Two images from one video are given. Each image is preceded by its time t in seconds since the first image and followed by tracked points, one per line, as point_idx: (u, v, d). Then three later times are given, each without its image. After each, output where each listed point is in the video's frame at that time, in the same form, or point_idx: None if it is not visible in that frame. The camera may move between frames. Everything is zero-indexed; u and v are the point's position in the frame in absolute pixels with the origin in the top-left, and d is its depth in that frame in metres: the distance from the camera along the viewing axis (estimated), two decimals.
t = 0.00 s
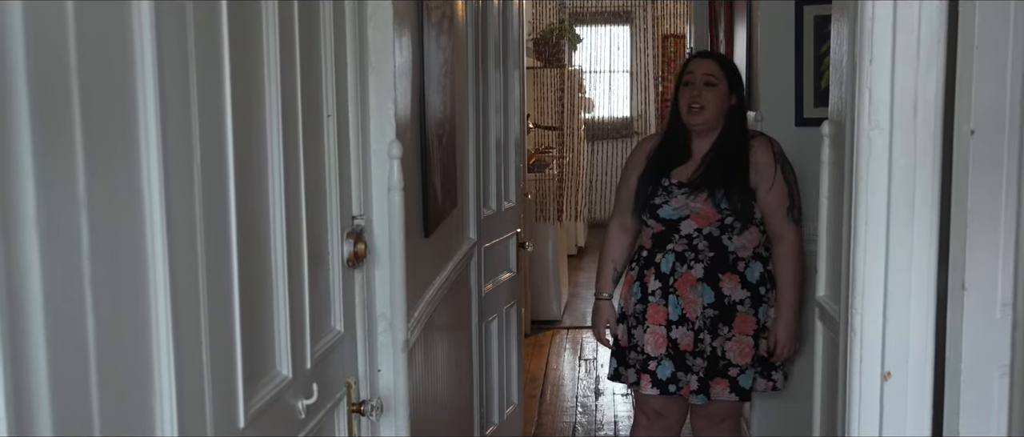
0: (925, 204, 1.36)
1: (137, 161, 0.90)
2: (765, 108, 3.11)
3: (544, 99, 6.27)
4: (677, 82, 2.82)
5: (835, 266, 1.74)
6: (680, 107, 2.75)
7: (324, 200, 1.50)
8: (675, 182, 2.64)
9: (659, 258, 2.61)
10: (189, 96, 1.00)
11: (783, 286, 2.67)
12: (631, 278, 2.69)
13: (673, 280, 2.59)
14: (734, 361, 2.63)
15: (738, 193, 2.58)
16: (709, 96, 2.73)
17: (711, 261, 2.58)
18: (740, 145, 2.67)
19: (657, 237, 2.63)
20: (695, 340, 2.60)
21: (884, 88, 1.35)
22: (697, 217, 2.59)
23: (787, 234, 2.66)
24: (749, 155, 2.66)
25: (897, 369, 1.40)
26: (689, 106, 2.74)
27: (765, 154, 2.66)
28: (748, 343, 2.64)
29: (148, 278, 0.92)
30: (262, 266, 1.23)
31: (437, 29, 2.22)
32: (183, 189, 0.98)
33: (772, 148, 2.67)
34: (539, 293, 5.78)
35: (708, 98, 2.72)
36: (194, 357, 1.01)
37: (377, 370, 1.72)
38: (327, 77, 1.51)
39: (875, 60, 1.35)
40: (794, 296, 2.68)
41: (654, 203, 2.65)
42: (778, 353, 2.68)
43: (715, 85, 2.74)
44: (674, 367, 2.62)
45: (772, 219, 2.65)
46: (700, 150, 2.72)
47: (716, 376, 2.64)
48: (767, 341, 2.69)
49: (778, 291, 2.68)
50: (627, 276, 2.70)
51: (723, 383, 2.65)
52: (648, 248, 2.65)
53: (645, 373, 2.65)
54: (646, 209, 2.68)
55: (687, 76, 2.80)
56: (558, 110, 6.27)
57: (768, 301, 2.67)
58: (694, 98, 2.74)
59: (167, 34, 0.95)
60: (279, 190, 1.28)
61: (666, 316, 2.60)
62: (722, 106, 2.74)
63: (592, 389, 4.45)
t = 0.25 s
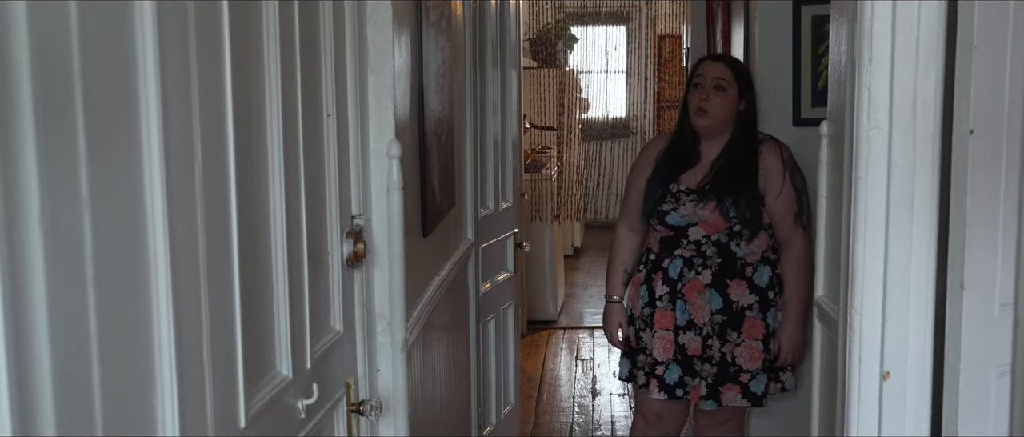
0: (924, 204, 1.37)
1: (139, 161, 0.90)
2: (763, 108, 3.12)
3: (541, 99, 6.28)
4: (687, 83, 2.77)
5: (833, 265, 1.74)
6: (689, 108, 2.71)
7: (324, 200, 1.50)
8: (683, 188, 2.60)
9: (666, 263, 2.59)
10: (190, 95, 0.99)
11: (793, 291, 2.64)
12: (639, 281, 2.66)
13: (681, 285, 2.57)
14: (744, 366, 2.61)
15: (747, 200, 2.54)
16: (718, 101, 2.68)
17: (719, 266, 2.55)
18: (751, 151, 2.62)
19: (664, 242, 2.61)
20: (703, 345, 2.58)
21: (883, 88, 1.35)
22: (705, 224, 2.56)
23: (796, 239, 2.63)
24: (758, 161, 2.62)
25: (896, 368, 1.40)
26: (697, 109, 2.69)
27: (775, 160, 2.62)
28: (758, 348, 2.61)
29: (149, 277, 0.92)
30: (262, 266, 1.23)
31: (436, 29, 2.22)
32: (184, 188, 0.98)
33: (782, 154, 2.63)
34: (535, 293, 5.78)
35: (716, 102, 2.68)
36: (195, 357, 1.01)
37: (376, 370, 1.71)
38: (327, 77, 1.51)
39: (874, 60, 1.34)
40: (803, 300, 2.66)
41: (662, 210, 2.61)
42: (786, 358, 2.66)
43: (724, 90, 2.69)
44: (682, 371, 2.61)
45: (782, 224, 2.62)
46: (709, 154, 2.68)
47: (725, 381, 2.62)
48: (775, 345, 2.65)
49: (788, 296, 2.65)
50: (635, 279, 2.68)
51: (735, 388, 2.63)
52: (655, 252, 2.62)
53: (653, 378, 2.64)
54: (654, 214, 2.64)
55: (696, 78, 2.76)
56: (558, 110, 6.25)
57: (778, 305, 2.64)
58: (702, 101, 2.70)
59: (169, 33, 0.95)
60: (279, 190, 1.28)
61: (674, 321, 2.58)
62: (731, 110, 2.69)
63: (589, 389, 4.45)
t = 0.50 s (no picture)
0: (917, 206, 1.37)
1: (136, 163, 0.89)
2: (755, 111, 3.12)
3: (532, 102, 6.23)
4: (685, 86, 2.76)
5: (826, 265, 1.75)
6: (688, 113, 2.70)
7: (318, 202, 1.50)
8: (680, 194, 2.59)
9: (661, 266, 2.59)
10: (186, 96, 0.99)
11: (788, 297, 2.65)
12: (633, 282, 2.66)
13: (675, 289, 2.58)
14: (739, 372, 2.61)
15: (742, 208, 2.55)
16: (716, 107, 2.68)
17: (715, 272, 2.56)
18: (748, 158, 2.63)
19: (660, 245, 2.61)
20: (697, 349, 2.59)
21: (877, 90, 1.35)
22: (701, 230, 2.56)
23: (792, 245, 2.64)
24: (755, 167, 2.63)
25: (890, 369, 1.40)
26: (696, 115, 2.69)
27: (772, 166, 2.63)
28: (752, 354, 2.61)
29: (145, 279, 0.91)
30: (257, 267, 1.23)
31: (429, 30, 2.22)
32: (180, 188, 0.97)
33: (779, 160, 2.63)
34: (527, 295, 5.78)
35: (714, 108, 2.67)
36: (190, 358, 1.00)
37: (370, 372, 1.71)
38: (321, 78, 1.51)
39: (868, 62, 1.35)
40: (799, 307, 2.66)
41: (658, 215, 2.60)
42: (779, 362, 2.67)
43: (723, 96, 2.68)
44: (675, 375, 2.61)
45: (778, 231, 2.62)
46: (706, 160, 2.67)
47: (718, 386, 2.62)
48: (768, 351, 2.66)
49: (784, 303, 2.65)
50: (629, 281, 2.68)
51: (730, 394, 2.62)
52: (651, 255, 2.63)
53: (646, 381, 2.64)
54: (650, 217, 2.64)
55: (695, 83, 2.74)
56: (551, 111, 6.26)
57: (774, 312, 2.65)
58: (700, 106, 2.69)
59: (165, 34, 0.94)
60: (274, 191, 1.28)
61: (668, 325, 2.59)
62: (730, 116, 2.68)
63: (581, 390, 4.46)
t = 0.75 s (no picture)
0: (916, 206, 1.37)
1: (138, 163, 0.89)
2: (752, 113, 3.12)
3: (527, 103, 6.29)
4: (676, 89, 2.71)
5: (824, 265, 1.75)
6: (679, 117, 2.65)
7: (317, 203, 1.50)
8: (672, 197, 2.56)
9: (654, 270, 2.55)
10: (187, 96, 0.99)
11: (780, 300, 2.62)
12: (624, 285, 2.62)
13: (668, 293, 2.54)
14: (730, 375, 2.59)
15: (736, 209, 2.52)
16: (708, 109, 2.62)
17: (707, 276, 2.52)
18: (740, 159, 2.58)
19: (652, 248, 2.57)
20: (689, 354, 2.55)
21: (876, 91, 1.35)
22: (693, 233, 2.53)
23: (785, 248, 2.61)
24: (748, 168, 2.59)
25: (889, 369, 1.40)
26: (687, 117, 2.64)
27: (765, 167, 2.59)
28: (745, 358, 2.59)
29: (147, 280, 0.91)
30: (257, 268, 1.23)
31: (427, 31, 2.22)
32: (181, 189, 0.97)
33: (772, 161, 2.60)
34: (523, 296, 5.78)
35: (706, 110, 2.62)
36: (192, 358, 1.00)
37: (369, 374, 1.71)
38: (320, 79, 1.51)
39: (866, 62, 1.35)
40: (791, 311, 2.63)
41: (650, 217, 2.57)
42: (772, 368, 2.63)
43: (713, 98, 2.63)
44: (666, 379, 2.57)
45: (770, 235, 2.60)
46: (698, 163, 2.62)
47: (710, 390, 2.58)
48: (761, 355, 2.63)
49: (776, 306, 2.63)
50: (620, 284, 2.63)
51: (720, 397, 2.60)
52: (643, 258, 2.59)
53: (637, 385, 2.59)
54: (642, 220, 2.61)
55: (686, 86, 2.69)
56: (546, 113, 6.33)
57: (766, 315, 2.62)
58: (691, 109, 2.64)
59: (166, 34, 0.94)
60: (274, 192, 1.27)
61: (660, 329, 2.55)
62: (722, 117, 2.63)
63: (577, 391, 4.45)
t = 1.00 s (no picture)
0: (917, 206, 1.37)
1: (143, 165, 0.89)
2: (750, 112, 3.12)
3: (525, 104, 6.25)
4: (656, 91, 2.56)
5: (825, 264, 1.74)
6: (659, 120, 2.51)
7: (319, 204, 1.49)
8: (655, 201, 2.43)
9: (639, 277, 2.39)
10: (192, 97, 0.99)
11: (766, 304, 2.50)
12: (607, 296, 2.46)
13: (655, 301, 2.38)
14: (721, 381, 2.44)
15: (719, 212, 2.41)
16: (690, 113, 2.49)
17: (694, 281, 2.38)
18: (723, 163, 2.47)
19: (636, 256, 2.42)
20: (681, 363, 2.38)
21: (877, 91, 1.35)
22: (678, 239, 2.40)
23: (769, 251, 2.51)
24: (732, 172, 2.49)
25: (890, 369, 1.40)
26: (667, 121, 2.51)
27: (747, 170, 2.49)
28: (734, 363, 2.45)
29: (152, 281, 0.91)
30: (260, 269, 1.23)
31: (427, 30, 2.22)
32: (186, 190, 0.97)
33: (755, 164, 2.51)
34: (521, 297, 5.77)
35: (687, 114, 2.48)
36: (197, 359, 1.00)
37: (371, 374, 1.71)
38: (321, 81, 1.50)
39: (868, 63, 1.35)
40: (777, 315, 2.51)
41: (633, 223, 2.44)
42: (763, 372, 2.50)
43: (695, 101, 2.49)
44: (658, 390, 2.38)
45: (754, 237, 2.49)
46: (680, 167, 2.49)
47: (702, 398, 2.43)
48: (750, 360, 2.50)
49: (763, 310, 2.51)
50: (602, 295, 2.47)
51: (712, 404, 2.45)
52: (626, 267, 2.43)
53: (628, 398, 2.41)
54: (624, 228, 2.47)
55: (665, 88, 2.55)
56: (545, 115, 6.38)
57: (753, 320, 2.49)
58: (672, 112, 2.50)
59: (171, 35, 0.94)
60: (277, 193, 1.27)
61: (649, 338, 2.38)
62: (703, 120, 2.50)
63: (575, 391, 4.45)
